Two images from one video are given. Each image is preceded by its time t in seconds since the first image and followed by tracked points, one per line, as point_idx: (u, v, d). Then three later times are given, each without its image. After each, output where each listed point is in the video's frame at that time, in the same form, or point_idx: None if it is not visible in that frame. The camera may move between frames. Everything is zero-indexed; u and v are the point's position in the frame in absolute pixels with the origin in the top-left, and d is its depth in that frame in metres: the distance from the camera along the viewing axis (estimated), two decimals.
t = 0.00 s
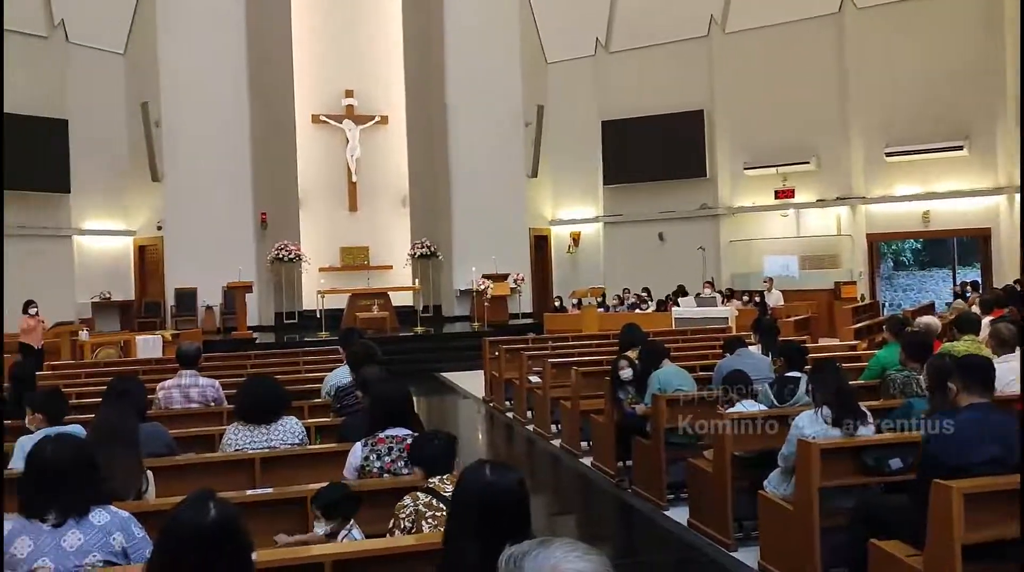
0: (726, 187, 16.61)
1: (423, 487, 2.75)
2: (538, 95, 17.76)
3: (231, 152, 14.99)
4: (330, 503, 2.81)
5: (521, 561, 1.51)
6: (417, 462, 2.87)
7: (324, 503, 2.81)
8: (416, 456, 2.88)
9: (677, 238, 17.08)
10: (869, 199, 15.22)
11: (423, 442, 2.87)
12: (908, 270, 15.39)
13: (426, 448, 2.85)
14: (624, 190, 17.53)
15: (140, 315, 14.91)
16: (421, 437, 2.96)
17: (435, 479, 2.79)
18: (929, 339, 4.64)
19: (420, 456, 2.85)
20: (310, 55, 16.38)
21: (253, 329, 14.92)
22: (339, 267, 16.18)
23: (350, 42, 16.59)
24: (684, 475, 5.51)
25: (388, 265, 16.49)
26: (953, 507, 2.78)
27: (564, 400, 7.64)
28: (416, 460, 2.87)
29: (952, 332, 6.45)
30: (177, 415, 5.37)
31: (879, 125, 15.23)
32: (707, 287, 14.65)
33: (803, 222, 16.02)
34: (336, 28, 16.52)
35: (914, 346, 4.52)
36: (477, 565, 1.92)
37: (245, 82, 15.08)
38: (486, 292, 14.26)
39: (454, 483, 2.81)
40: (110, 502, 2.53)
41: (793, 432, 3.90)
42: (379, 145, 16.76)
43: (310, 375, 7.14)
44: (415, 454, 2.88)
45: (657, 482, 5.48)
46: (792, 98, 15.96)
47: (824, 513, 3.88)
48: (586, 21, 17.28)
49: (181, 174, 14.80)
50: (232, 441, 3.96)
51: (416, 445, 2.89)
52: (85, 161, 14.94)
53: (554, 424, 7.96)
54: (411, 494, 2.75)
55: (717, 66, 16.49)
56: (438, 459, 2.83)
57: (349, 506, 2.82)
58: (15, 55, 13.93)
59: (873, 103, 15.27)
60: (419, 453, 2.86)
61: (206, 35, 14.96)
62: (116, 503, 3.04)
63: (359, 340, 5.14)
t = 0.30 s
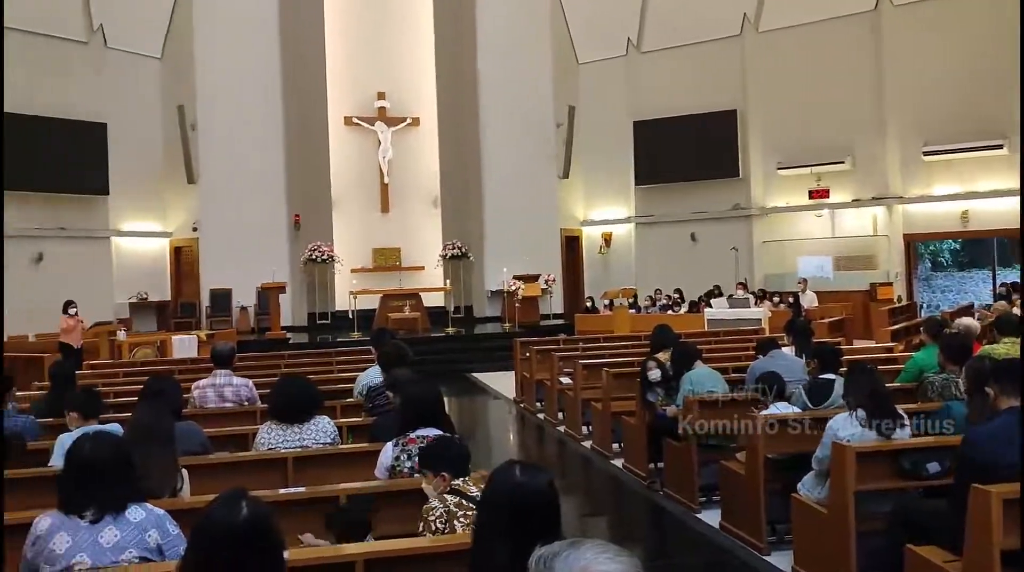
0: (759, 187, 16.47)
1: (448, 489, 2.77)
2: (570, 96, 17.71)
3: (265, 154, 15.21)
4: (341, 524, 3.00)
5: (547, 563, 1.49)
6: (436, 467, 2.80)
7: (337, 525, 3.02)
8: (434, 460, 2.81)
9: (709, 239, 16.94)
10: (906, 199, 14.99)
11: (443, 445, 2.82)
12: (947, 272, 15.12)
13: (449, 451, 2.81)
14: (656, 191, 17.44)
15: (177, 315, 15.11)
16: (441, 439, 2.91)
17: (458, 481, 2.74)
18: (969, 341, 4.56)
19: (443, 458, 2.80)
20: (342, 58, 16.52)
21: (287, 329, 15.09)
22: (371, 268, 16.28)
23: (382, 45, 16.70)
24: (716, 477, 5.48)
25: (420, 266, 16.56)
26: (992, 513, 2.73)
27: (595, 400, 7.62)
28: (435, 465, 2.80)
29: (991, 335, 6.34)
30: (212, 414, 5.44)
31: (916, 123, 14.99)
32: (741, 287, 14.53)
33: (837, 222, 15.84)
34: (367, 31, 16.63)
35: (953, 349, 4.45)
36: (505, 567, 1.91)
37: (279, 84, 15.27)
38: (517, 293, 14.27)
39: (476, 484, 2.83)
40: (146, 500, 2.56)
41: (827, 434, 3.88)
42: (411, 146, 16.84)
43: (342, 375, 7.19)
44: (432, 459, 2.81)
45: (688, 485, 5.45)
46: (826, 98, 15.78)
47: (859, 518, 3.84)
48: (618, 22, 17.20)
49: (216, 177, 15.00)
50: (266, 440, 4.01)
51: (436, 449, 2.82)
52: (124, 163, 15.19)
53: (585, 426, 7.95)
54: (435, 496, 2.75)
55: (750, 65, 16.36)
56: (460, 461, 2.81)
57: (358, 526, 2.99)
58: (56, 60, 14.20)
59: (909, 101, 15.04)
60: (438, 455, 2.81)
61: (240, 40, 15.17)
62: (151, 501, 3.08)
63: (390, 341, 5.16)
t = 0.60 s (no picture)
0: (792, 187, 16.31)
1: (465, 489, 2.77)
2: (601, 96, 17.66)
3: (298, 156, 15.35)
4: (354, 493, 2.72)
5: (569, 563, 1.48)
6: (454, 468, 2.93)
7: (345, 494, 2.73)
8: (451, 462, 2.94)
9: (740, 240, 16.80)
10: (942, 199, 14.76)
11: (462, 447, 2.94)
12: (984, 272, 14.69)
13: (469, 452, 2.93)
14: (687, 191, 17.33)
15: (210, 316, 15.29)
16: (462, 440, 3.00)
17: (474, 481, 2.85)
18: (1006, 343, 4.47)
19: (461, 460, 2.92)
20: (373, 60, 16.64)
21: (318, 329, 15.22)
22: (402, 269, 16.36)
23: (412, 47, 16.78)
24: (746, 480, 5.44)
25: (450, 267, 16.61)
26: None
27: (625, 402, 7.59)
28: (452, 466, 2.93)
29: None
30: (244, 414, 5.51)
31: (953, 122, 14.76)
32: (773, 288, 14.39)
33: (871, 222, 15.67)
34: (399, 33, 16.73)
35: (989, 351, 4.38)
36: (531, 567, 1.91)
37: (311, 87, 15.42)
38: (546, 294, 14.26)
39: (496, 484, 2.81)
40: (178, 497, 2.60)
41: (860, 438, 3.84)
42: (441, 148, 16.90)
43: (372, 375, 7.24)
44: (451, 461, 2.94)
45: (718, 487, 5.41)
46: (860, 97, 15.61)
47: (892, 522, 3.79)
48: (650, 22, 17.12)
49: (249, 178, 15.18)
50: (295, 439, 4.03)
51: (454, 451, 2.94)
52: (160, 165, 15.41)
53: (614, 427, 7.93)
54: (453, 497, 2.77)
55: (783, 64, 16.21)
56: (477, 461, 2.92)
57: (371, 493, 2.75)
58: (94, 64, 14.44)
59: (945, 99, 14.82)
60: (453, 457, 2.93)
61: (273, 43, 15.33)
62: (183, 499, 3.12)
63: (420, 342, 5.20)
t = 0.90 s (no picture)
0: (822, 186, 16.15)
1: (491, 491, 2.79)
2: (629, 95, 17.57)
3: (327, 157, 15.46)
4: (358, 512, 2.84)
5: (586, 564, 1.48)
6: (480, 468, 2.94)
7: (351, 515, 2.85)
8: (477, 462, 2.95)
9: (770, 240, 16.67)
10: (976, 198, 14.51)
11: (490, 449, 2.94)
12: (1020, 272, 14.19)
13: (496, 453, 2.93)
14: (716, 191, 17.20)
15: (240, 315, 15.44)
16: (488, 441, 2.99)
17: (501, 482, 2.86)
18: None
19: (488, 461, 2.93)
20: (401, 61, 16.72)
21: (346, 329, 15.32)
22: (429, 269, 16.42)
23: (439, 48, 16.84)
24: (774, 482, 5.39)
25: (477, 267, 16.63)
26: None
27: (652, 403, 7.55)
28: (480, 465, 2.94)
29: None
30: (273, 412, 5.57)
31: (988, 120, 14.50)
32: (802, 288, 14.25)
33: (903, 222, 15.48)
34: (426, 34, 16.79)
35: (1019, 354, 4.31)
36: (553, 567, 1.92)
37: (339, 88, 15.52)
38: (573, 294, 14.23)
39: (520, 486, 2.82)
40: (204, 495, 2.64)
41: (889, 441, 3.79)
42: (469, 148, 16.93)
43: (398, 375, 7.29)
44: (477, 461, 2.95)
45: (744, 489, 5.37)
46: (893, 95, 15.42)
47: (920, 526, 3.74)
48: (678, 21, 17.00)
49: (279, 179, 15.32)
50: (322, 439, 4.08)
51: (483, 453, 2.94)
52: (191, 166, 15.59)
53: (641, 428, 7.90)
54: (478, 498, 2.78)
55: (813, 62, 16.05)
56: (504, 463, 2.93)
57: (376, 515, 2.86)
58: (126, 66, 14.66)
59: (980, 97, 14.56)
60: (482, 458, 2.94)
61: (302, 45, 15.48)
62: (209, 497, 3.16)
63: (446, 342, 5.22)
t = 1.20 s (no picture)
0: (848, 185, 16.00)
1: (512, 490, 2.80)
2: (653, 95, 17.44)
3: (350, 156, 15.60)
4: (368, 510, 2.78)
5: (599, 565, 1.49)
6: (503, 466, 2.95)
7: (362, 511, 2.78)
8: (500, 460, 2.96)
9: (796, 239, 16.56)
10: (1006, 197, 14.30)
11: (511, 449, 2.95)
12: None
13: (518, 453, 2.94)
14: (741, 191, 17.09)
15: (266, 315, 15.56)
16: (510, 440, 3.01)
17: (522, 481, 2.86)
18: None
19: (509, 460, 2.94)
20: (426, 62, 16.80)
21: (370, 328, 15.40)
22: (453, 269, 16.46)
23: (463, 49, 16.88)
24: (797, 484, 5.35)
25: (500, 267, 16.65)
26: None
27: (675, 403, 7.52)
28: (502, 463, 2.95)
29: None
30: (297, 411, 5.63)
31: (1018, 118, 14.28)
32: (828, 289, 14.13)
33: (932, 222, 15.30)
34: (450, 35, 16.84)
35: None
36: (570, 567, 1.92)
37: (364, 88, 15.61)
38: (596, 294, 14.20)
39: (540, 486, 2.83)
40: (227, 492, 2.67)
41: (912, 443, 3.75)
42: (493, 148, 16.97)
43: (421, 374, 7.33)
44: (500, 459, 2.96)
45: (767, 491, 5.34)
46: (921, 93, 15.25)
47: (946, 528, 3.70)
48: (703, 19, 16.90)
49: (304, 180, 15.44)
50: (344, 437, 4.12)
51: (504, 452, 2.95)
52: (218, 167, 15.74)
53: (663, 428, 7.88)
54: (499, 497, 2.79)
55: (840, 61, 15.91)
56: (526, 462, 2.93)
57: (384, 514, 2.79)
58: (155, 68, 14.85)
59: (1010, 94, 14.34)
60: (505, 456, 2.95)
61: (327, 46, 15.59)
62: (232, 495, 3.20)
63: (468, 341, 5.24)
